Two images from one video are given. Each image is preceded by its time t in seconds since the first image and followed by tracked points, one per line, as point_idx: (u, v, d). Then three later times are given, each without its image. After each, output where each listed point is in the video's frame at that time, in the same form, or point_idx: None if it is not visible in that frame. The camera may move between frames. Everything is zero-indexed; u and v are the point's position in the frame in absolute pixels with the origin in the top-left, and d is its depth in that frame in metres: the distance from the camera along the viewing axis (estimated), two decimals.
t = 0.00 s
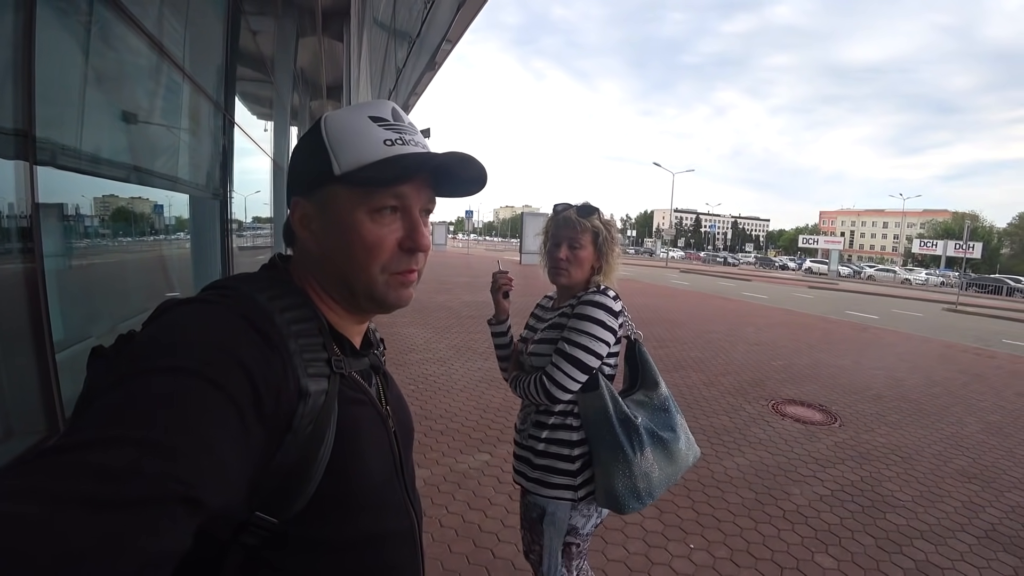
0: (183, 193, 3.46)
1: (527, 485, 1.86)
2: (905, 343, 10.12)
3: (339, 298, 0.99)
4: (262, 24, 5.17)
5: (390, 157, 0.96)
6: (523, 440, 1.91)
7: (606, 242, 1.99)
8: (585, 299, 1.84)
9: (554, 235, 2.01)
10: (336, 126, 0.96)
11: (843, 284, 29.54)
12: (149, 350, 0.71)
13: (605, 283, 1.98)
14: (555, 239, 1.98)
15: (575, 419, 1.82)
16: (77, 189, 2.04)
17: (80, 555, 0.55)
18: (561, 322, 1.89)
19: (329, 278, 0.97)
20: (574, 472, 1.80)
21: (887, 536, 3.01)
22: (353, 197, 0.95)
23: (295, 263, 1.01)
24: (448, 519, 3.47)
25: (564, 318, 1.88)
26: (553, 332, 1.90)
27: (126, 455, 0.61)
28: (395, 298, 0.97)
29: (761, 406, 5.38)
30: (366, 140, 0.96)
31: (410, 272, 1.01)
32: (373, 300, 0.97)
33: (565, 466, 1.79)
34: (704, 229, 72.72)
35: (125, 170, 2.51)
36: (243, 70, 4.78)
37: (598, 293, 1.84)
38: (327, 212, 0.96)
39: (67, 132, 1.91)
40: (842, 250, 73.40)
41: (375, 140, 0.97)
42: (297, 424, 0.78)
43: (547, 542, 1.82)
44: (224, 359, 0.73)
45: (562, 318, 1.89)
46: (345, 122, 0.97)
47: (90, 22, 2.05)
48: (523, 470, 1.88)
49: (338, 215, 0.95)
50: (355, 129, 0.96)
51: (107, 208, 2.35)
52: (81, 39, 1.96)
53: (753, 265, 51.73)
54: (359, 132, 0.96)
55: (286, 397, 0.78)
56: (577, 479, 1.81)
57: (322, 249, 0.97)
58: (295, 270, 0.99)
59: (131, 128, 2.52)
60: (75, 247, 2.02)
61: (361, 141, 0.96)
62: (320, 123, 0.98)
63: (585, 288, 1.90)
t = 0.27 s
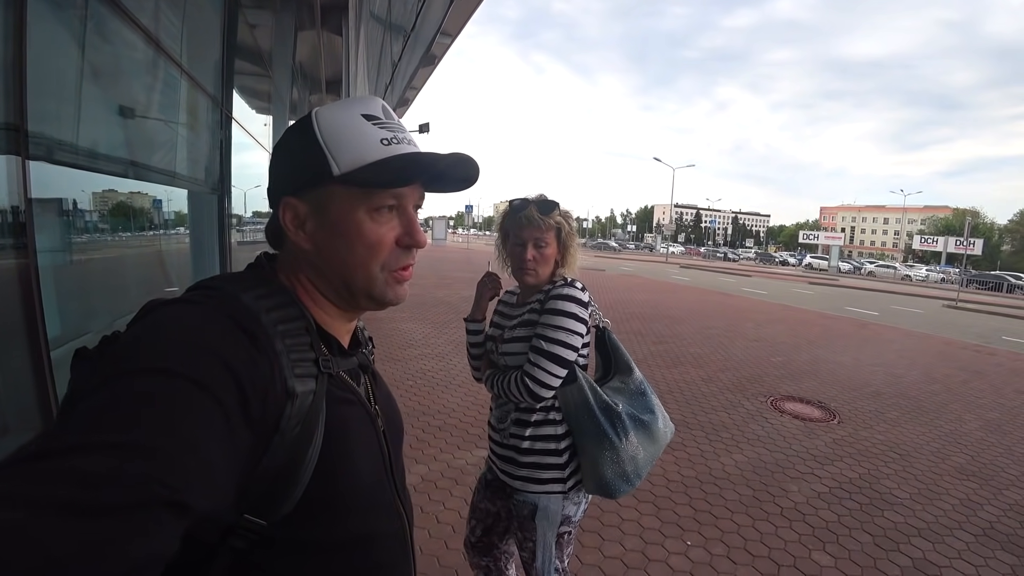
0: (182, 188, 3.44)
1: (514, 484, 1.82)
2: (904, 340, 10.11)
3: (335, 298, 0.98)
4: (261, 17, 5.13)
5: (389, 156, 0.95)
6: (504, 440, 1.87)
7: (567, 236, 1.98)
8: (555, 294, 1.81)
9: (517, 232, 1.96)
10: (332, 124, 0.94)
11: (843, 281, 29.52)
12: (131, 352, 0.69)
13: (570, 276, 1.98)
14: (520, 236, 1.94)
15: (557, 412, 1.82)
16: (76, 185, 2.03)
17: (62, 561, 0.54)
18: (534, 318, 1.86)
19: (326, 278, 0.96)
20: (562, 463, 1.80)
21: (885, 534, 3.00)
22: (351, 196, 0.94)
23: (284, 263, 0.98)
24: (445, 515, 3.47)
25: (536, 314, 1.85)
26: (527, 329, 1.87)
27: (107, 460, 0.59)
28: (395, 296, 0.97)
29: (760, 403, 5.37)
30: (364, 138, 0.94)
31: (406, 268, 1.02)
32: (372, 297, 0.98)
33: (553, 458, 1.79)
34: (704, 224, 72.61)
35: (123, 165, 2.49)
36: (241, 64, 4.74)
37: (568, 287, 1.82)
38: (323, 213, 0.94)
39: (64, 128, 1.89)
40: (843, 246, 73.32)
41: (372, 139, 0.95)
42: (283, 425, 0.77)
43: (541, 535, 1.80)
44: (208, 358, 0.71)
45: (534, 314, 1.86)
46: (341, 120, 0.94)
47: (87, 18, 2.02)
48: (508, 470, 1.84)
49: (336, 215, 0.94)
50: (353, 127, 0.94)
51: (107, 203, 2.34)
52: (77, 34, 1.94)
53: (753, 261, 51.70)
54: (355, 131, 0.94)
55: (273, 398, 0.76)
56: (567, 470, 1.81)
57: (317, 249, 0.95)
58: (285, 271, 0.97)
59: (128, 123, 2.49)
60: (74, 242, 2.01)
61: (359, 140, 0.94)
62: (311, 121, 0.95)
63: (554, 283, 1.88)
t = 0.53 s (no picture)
0: (187, 180, 3.43)
1: (503, 470, 1.83)
2: (909, 340, 10.04)
3: (334, 293, 0.97)
4: (266, 9, 5.10)
5: (394, 154, 0.95)
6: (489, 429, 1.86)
7: (537, 227, 2.03)
8: (541, 285, 1.86)
9: (491, 221, 1.96)
10: (337, 119, 0.91)
11: (848, 280, 29.35)
12: (121, 347, 0.67)
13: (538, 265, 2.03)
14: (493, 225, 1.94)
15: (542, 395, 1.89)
16: (82, 177, 2.03)
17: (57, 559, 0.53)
18: (520, 310, 1.88)
19: (326, 275, 0.95)
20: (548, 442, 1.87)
21: (887, 535, 2.99)
22: (356, 193, 0.92)
23: (279, 257, 0.96)
24: (444, 510, 3.46)
25: (523, 306, 1.88)
26: (512, 320, 1.88)
27: (99, 454, 0.58)
28: (393, 292, 0.98)
29: (762, 402, 5.35)
30: (368, 135, 0.93)
31: (402, 263, 1.03)
32: (371, 293, 0.98)
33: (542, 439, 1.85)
34: (710, 221, 72.30)
35: (128, 157, 2.48)
36: (246, 56, 4.73)
37: (550, 277, 1.88)
38: (326, 209, 0.92)
39: (69, 120, 1.88)
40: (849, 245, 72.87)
41: (376, 136, 0.94)
42: (276, 420, 0.76)
43: (533, 515, 1.85)
44: (200, 353, 0.70)
45: (518, 305, 1.89)
46: (346, 115, 0.92)
47: (92, 12, 2.01)
48: (495, 457, 1.84)
49: (339, 211, 0.92)
50: (358, 124, 0.92)
51: (112, 195, 2.34)
52: (82, 26, 1.93)
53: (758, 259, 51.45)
54: (360, 127, 0.92)
55: (265, 392, 0.75)
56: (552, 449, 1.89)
57: (318, 244, 0.94)
58: (283, 267, 0.95)
59: (133, 115, 2.49)
60: (80, 233, 2.01)
61: (364, 136, 0.92)
62: (313, 114, 0.92)
63: (534, 272, 1.91)
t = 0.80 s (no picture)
0: (199, 172, 3.45)
1: (506, 452, 1.91)
2: (922, 342, 9.90)
3: (328, 284, 0.96)
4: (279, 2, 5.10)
5: (390, 145, 0.93)
6: (494, 416, 1.93)
7: (517, 218, 2.07)
8: (536, 276, 1.99)
9: (475, 214, 1.97)
10: (333, 108, 0.90)
11: (861, 279, 28.97)
12: (116, 337, 0.66)
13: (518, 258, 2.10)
14: (479, 218, 1.97)
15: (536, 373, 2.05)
16: (96, 168, 2.04)
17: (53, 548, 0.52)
18: (519, 304, 1.96)
19: (320, 265, 0.94)
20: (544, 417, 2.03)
21: (895, 540, 2.95)
22: (350, 182, 0.92)
23: (278, 249, 0.96)
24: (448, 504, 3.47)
25: (522, 299, 1.96)
26: (512, 314, 1.96)
27: (95, 444, 0.57)
28: (386, 285, 0.96)
29: (770, 401, 5.30)
30: (364, 125, 0.91)
31: (399, 256, 1.01)
32: (366, 285, 0.96)
33: (541, 415, 2.01)
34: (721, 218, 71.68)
35: (141, 149, 2.49)
36: (258, 49, 4.73)
37: (540, 269, 2.00)
38: (321, 198, 0.92)
39: (83, 112, 1.89)
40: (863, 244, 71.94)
41: (373, 127, 0.92)
42: (273, 411, 0.75)
43: (527, 493, 1.97)
44: (197, 343, 0.69)
45: (517, 299, 1.96)
46: (343, 105, 0.91)
47: (105, 4, 2.01)
48: (499, 441, 1.91)
49: (334, 201, 0.92)
50: (355, 114, 0.91)
51: (127, 187, 2.36)
52: (95, 19, 1.94)
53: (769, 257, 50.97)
54: (357, 117, 0.91)
55: (262, 383, 0.74)
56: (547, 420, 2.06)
57: (313, 235, 0.93)
58: (278, 257, 0.95)
59: (145, 107, 2.50)
60: (93, 224, 2.03)
61: (360, 126, 0.91)
62: (311, 104, 0.91)
63: (522, 264, 2.00)
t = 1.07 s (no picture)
0: (219, 168, 3.49)
1: (529, 430, 1.99)
2: (948, 340, 9.65)
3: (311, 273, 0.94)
4: None
5: (359, 126, 0.92)
6: (518, 399, 1.98)
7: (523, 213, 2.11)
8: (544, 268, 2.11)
9: (486, 209, 1.98)
10: (311, 97, 0.93)
11: (885, 276, 28.33)
12: (128, 332, 0.67)
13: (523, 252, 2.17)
14: (489, 213, 1.99)
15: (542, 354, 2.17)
16: (120, 164, 2.08)
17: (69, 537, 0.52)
18: (533, 295, 2.07)
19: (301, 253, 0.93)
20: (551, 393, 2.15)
21: (916, 543, 2.89)
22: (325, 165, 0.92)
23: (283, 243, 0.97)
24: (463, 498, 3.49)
25: (535, 290, 2.07)
26: (529, 306, 2.06)
27: (107, 436, 0.58)
28: (360, 272, 0.91)
29: (789, 399, 5.22)
30: (337, 109, 0.92)
31: (386, 248, 0.94)
32: (342, 273, 0.92)
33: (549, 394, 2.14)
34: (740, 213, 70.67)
35: (163, 145, 2.53)
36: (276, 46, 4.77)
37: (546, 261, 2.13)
38: (300, 183, 0.93)
39: (106, 109, 1.93)
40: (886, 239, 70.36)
41: (346, 110, 0.92)
42: (282, 405, 0.75)
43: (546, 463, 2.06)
44: (207, 337, 0.69)
45: (531, 291, 2.07)
46: (320, 93, 0.94)
47: (126, 3, 2.04)
48: (523, 421, 1.97)
49: (310, 185, 0.92)
50: (328, 99, 0.93)
51: (149, 182, 2.40)
52: (117, 17, 1.96)
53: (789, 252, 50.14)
54: (331, 102, 0.92)
55: (271, 378, 0.75)
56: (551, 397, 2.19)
57: (297, 223, 0.93)
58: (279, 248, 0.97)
59: (166, 104, 2.53)
60: (117, 219, 2.07)
61: (331, 110, 0.92)
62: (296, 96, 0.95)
63: (530, 257, 2.10)
